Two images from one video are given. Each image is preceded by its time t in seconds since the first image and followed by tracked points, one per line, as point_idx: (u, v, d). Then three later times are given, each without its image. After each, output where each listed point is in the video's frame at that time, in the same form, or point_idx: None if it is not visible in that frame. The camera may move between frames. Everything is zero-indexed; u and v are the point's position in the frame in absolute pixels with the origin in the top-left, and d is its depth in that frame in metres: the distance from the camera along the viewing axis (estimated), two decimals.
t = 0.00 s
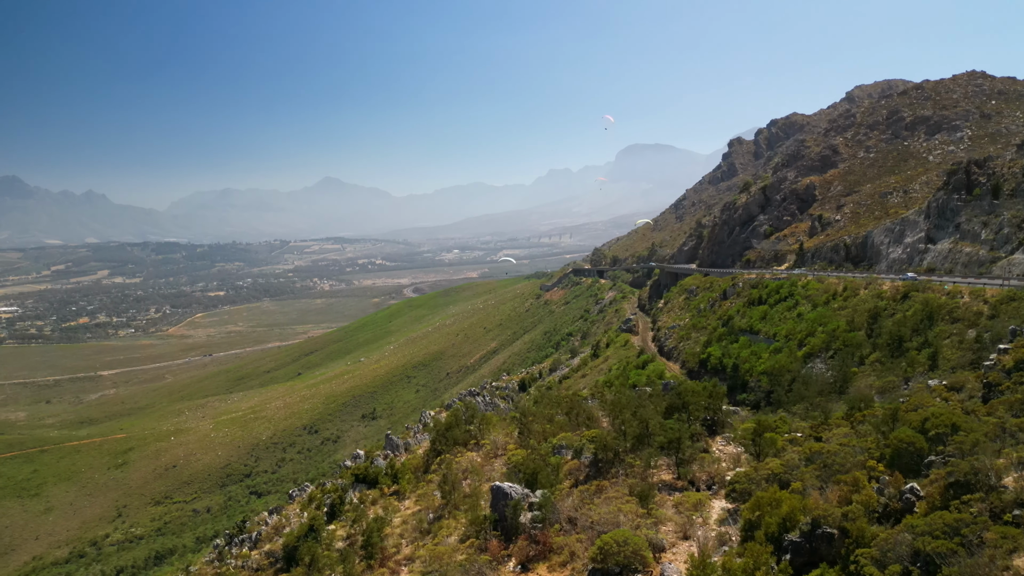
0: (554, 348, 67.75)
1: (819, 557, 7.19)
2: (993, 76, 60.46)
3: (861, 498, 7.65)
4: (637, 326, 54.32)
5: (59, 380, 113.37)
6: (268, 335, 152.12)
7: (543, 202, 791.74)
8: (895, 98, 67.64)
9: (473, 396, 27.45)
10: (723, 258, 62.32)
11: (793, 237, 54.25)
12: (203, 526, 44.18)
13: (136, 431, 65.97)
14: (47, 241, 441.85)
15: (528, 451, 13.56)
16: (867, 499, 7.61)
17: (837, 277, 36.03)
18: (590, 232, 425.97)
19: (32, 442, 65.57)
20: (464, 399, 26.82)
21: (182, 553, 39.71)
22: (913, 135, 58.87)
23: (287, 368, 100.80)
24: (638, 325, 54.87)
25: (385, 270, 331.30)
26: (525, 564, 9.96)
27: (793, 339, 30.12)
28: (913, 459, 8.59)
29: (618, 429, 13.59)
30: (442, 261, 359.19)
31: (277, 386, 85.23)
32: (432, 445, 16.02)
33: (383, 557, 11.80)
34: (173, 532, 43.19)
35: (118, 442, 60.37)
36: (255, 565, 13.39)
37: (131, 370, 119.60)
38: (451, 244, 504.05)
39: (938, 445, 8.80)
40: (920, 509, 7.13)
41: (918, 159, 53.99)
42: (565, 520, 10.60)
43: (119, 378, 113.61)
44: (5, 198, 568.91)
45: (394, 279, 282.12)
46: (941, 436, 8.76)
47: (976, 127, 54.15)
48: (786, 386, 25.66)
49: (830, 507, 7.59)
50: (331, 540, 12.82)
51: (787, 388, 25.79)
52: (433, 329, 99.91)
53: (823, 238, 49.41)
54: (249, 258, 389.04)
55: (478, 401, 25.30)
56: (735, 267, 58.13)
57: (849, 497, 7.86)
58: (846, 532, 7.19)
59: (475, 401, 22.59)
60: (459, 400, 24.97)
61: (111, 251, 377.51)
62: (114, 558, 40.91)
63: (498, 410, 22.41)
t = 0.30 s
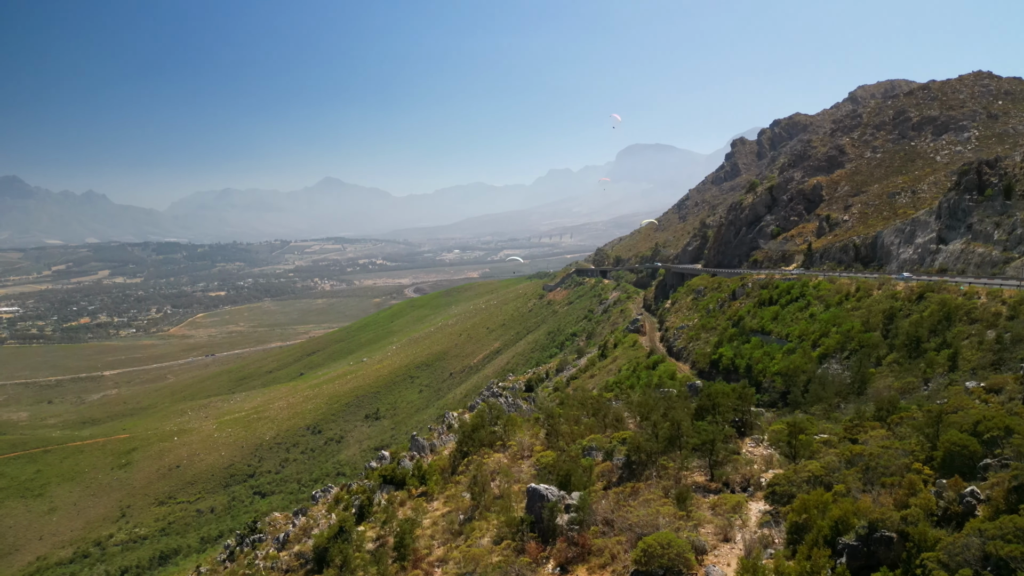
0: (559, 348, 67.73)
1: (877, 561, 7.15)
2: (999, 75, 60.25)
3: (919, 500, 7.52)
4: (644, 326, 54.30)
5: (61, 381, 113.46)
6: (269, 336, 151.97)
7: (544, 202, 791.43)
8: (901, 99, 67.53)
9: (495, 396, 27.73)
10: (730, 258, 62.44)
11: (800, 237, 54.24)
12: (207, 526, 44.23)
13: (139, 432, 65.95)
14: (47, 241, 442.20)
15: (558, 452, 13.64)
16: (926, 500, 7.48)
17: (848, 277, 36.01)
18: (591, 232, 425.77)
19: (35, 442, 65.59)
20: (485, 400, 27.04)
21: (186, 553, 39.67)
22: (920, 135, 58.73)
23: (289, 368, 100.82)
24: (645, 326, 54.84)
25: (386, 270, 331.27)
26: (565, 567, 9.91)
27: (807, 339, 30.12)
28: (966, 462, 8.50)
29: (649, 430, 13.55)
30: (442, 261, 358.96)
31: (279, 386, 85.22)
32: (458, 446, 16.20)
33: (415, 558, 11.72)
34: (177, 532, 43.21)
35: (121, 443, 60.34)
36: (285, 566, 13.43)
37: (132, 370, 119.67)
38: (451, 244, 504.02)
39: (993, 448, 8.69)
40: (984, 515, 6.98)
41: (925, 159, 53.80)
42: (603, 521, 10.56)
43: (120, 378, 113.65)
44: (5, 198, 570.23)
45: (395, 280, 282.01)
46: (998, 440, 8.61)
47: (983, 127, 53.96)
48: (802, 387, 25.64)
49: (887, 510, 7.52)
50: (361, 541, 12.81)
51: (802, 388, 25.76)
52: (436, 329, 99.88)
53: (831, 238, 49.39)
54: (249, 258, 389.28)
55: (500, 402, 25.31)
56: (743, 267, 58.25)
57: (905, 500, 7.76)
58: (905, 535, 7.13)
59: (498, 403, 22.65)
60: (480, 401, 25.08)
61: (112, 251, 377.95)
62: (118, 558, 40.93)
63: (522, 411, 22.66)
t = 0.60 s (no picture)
0: (562, 348, 67.75)
1: (920, 562, 7.16)
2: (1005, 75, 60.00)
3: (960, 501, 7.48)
4: (649, 326, 54.32)
5: (63, 381, 113.60)
6: (270, 336, 151.97)
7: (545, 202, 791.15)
8: (906, 99, 67.35)
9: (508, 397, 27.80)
10: (735, 258, 62.52)
11: (806, 237, 54.28)
12: (210, 526, 44.18)
13: (141, 432, 65.95)
14: (47, 241, 442.93)
15: (581, 453, 13.65)
16: (968, 501, 7.44)
17: (857, 278, 35.98)
18: (591, 232, 425.41)
19: (38, 442, 65.60)
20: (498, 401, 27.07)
21: (190, 553, 39.66)
22: (925, 135, 58.56)
23: (291, 368, 100.88)
24: (651, 326, 54.88)
25: (387, 270, 331.06)
26: (595, 567, 9.85)
27: (817, 340, 30.11)
28: (1004, 462, 8.47)
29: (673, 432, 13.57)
30: (443, 261, 358.71)
31: (281, 386, 85.25)
32: (478, 447, 16.32)
33: (439, 558, 11.68)
34: (180, 532, 43.14)
35: (123, 443, 60.29)
36: (307, 567, 13.46)
37: (134, 370, 119.81)
38: (451, 244, 504.27)
39: None
40: None
41: (931, 160, 53.66)
42: (631, 522, 10.53)
43: (122, 378, 113.77)
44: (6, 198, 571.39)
45: (396, 280, 281.63)
46: None
47: (989, 127, 53.77)
48: (813, 388, 25.60)
49: (929, 511, 7.52)
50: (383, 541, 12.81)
51: (814, 388, 25.71)
52: (438, 329, 99.90)
53: (838, 238, 49.36)
54: (250, 259, 389.48)
55: (516, 403, 25.34)
56: (748, 267, 58.35)
57: (946, 502, 7.76)
58: (949, 536, 7.14)
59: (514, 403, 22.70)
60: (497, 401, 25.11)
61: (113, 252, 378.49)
62: (121, 559, 40.93)
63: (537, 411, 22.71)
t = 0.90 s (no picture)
0: (564, 349, 67.75)
1: (949, 563, 7.21)
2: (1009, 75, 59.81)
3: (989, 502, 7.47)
4: (653, 326, 54.34)
5: (64, 381, 113.69)
6: (271, 336, 151.95)
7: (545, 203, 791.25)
8: (910, 99, 67.22)
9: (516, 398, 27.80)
10: (738, 258, 62.60)
11: (809, 237, 54.29)
12: (212, 527, 44.14)
13: (143, 432, 65.93)
14: (48, 241, 443.85)
15: (596, 454, 13.67)
16: (997, 502, 7.43)
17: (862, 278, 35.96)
18: (591, 232, 425.32)
19: (39, 442, 65.60)
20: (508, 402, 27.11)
21: (192, 553, 39.64)
22: (928, 135, 58.47)
23: (292, 369, 100.92)
24: (654, 326, 54.92)
25: (387, 271, 331.14)
26: (615, 568, 9.81)
27: (823, 340, 30.07)
28: None
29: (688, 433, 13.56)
30: (443, 261, 358.75)
31: (283, 387, 85.25)
32: (490, 447, 16.36)
33: (455, 558, 11.63)
34: (182, 533, 43.12)
35: (125, 443, 60.23)
36: (321, 567, 13.49)
37: (135, 370, 119.92)
38: (451, 245, 504.54)
39: None
40: None
41: (934, 160, 53.54)
42: (650, 522, 10.50)
43: (123, 378, 113.86)
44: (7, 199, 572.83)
45: (396, 280, 281.53)
46: None
47: (992, 127, 53.63)
48: (821, 388, 25.56)
49: (957, 513, 7.54)
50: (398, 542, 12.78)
51: (821, 389, 25.71)
52: (439, 329, 99.93)
53: (842, 238, 49.31)
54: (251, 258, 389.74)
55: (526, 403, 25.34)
56: (752, 267, 58.44)
57: (975, 503, 7.75)
58: (979, 538, 7.18)
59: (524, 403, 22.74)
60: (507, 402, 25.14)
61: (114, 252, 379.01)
62: (123, 559, 40.94)
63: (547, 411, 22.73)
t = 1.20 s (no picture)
0: (565, 349, 67.73)
1: (964, 564, 7.22)
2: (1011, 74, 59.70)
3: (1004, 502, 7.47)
4: (655, 326, 54.37)
5: (65, 381, 113.77)
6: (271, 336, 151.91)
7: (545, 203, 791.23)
8: (911, 98, 67.15)
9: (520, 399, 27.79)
10: (740, 258, 62.69)
11: (812, 237, 54.31)
12: (212, 527, 44.09)
13: (143, 432, 65.93)
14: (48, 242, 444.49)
15: (603, 454, 13.67)
16: (1011, 501, 7.43)
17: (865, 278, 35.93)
18: (591, 232, 425.19)
19: (39, 442, 65.60)
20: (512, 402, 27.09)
21: (193, 553, 39.60)
22: (930, 135, 58.44)
23: (292, 369, 100.93)
24: (656, 326, 54.92)
25: (387, 271, 331.17)
26: (625, 569, 9.79)
27: (827, 340, 30.03)
28: None
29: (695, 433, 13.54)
30: (443, 261, 358.84)
31: (283, 387, 85.24)
32: (496, 447, 16.37)
33: (463, 558, 11.61)
34: (182, 533, 43.11)
35: (126, 443, 60.20)
36: (328, 567, 13.48)
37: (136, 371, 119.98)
38: (451, 245, 504.68)
39: None
40: None
41: (937, 159, 53.47)
42: (660, 523, 10.48)
43: (124, 378, 113.89)
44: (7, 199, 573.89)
45: (396, 280, 281.57)
46: None
47: (995, 127, 53.54)
48: (825, 388, 25.58)
49: (972, 514, 7.56)
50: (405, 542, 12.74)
51: (826, 389, 25.66)
52: (440, 329, 99.89)
53: (844, 238, 49.29)
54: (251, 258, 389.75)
55: (532, 403, 25.36)
56: (754, 267, 58.44)
57: (990, 503, 7.75)
58: (994, 539, 7.20)
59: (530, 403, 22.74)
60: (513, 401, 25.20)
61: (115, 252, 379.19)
62: (124, 559, 40.94)
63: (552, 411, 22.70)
